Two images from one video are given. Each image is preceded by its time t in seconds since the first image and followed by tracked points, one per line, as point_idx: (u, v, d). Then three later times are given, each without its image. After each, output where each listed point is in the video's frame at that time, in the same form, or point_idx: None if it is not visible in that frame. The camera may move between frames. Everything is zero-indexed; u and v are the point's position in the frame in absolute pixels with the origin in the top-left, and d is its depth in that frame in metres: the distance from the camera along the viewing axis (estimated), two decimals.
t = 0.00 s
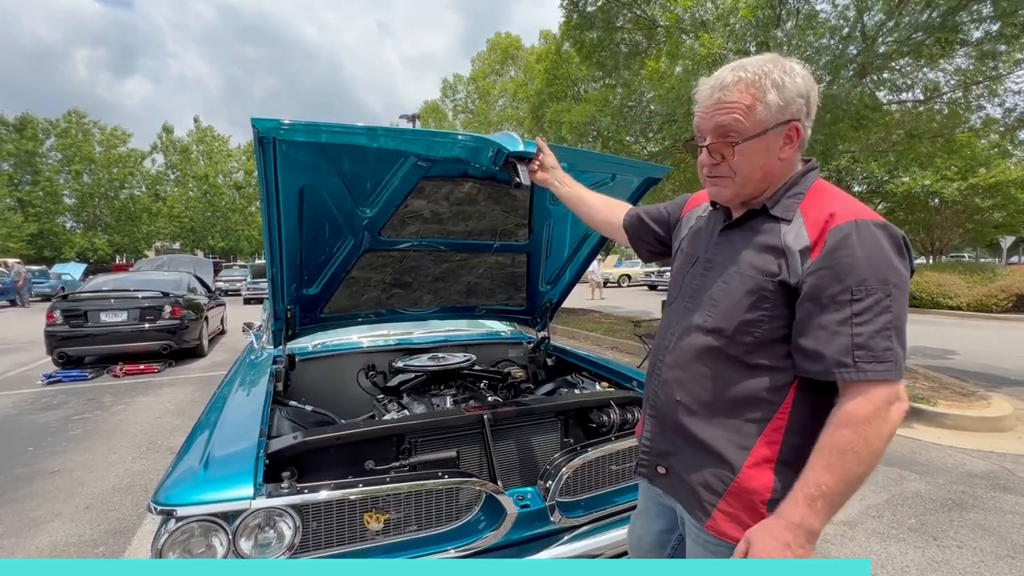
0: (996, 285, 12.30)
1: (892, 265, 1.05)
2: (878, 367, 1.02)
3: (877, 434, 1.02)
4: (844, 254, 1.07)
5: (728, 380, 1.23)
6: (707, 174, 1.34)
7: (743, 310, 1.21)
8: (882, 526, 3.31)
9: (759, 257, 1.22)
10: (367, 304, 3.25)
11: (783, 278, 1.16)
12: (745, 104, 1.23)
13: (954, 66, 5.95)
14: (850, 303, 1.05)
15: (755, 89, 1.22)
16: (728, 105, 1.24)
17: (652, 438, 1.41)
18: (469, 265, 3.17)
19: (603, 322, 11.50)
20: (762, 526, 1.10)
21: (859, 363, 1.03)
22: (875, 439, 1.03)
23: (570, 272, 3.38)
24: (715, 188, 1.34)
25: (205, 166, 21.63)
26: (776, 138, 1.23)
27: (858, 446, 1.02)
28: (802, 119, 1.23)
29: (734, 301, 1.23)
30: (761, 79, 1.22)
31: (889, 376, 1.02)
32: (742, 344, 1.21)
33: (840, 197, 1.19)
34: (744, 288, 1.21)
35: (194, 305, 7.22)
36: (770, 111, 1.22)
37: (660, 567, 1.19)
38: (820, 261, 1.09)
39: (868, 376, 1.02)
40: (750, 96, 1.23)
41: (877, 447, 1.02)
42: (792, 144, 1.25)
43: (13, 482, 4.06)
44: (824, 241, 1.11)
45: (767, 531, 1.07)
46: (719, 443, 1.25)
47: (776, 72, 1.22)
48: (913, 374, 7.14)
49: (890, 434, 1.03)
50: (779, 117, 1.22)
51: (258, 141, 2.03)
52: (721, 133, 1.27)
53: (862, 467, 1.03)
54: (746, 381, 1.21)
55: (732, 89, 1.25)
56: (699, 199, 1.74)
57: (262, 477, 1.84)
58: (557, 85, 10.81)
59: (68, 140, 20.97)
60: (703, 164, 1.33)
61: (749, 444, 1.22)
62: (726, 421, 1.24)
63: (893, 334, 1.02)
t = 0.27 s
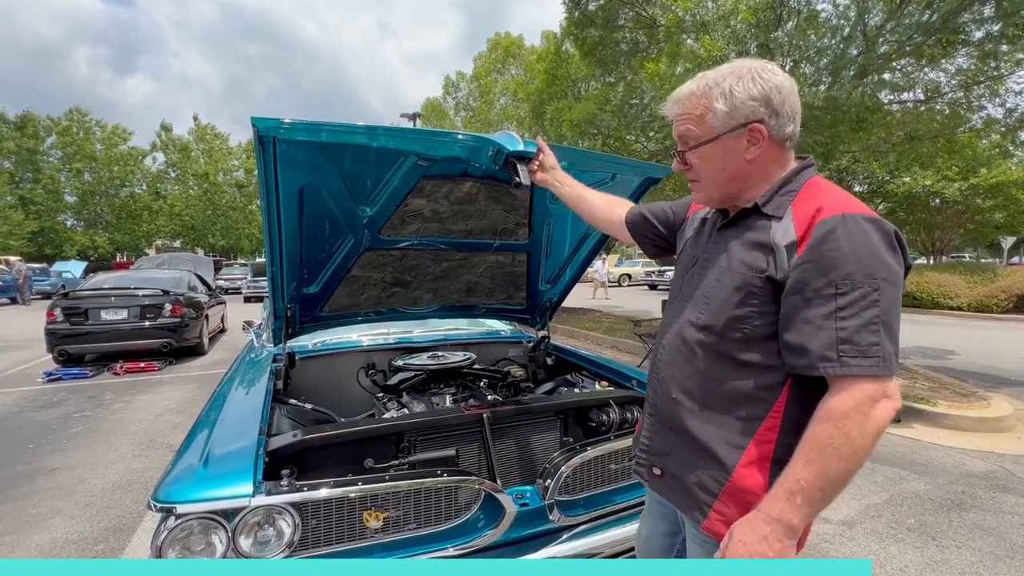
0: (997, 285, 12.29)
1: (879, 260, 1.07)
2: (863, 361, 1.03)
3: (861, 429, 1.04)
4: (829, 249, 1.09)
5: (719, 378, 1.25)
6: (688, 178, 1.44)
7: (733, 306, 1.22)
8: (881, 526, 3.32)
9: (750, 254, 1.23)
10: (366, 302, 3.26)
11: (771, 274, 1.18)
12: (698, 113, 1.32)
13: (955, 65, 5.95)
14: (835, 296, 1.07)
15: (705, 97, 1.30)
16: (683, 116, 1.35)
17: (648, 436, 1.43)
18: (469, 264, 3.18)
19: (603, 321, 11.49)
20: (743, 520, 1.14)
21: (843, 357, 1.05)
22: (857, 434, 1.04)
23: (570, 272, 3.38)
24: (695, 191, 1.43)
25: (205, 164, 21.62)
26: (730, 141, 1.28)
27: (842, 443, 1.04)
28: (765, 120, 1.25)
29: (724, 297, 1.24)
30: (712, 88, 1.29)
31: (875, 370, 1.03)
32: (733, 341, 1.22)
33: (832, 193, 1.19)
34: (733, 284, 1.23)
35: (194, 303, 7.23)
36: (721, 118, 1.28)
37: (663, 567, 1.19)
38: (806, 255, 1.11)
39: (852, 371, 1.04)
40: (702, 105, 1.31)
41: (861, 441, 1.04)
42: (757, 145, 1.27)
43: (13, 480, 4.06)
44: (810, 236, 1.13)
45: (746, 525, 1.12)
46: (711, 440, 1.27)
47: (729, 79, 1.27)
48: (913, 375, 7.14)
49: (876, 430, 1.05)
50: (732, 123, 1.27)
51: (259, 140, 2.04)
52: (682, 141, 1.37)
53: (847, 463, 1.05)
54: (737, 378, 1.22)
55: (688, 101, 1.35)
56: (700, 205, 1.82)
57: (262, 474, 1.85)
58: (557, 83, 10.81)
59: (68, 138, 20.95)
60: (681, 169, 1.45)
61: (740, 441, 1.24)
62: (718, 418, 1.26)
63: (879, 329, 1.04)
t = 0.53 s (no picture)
0: (999, 286, 12.28)
1: (866, 256, 1.06)
2: (848, 359, 1.03)
3: (848, 429, 1.04)
4: (814, 247, 1.09)
5: (711, 376, 1.26)
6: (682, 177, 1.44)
7: (722, 305, 1.23)
8: (881, 526, 3.32)
9: (740, 252, 1.24)
10: (367, 301, 3.26)
11: (758, 273, 1.18)
12: (688, 112, 1.33)
13: (957, 65, 5.95)
14: (821, 294, 1.07)
15: (696, 96, 1.31)
16: (675, 115, 1.36)
17: (649, 435, 1.45)
18: (469, 262, 3.18)
19: (604, 320, 11.49)
20: (737, 529, 1.14)
21: (829, 355, 1.05)
22: (844, 433, 1.04)
23: (572, 270, 3.38)
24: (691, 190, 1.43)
25: (207, 162, 21.63)
26: (721, 140, 1.28)
27: (830, 443, 1.04)
28: (755, 118, 1.25)
29: (714, 297, 1.25)
30: (702, 87, 1.30)
31: (862, 368, 1.03)
32: (723, 340, 1.23)
33: (823, 190, 1.19)
34: (722, 283, 1.24)
35: (195, 301, 7.24)
36: (711, 116, 1.29)
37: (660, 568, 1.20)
38: (791, 254, 1.11)
39: (839, 369, 1.04)
40: (693, 104, 1.32)
41: (849, 441, 1.04)
42: (748, 142, 1.27)
43: (14, 476, 4.07)
44: (796, 233, 1.13)
45: (739, 532, 1.12)
46: (705, 439, 1.28)
47: (718, 78, 1.27)
48: (914, 375, 7.13)
49: (864, 428, 1.04)
50: (723, 121, 1.27)
51: (259, 138, 2.04)
52: (675, 141, 1.38)
53: (836, 464, 1.05)
54: (728, 377, 1.23)
55: (680, 100, 1.36)
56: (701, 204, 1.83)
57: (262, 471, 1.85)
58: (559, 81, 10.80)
59: (70, 135, 20.95)
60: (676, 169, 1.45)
61: (733, 440, 1.24)
62: (712, 417, 1.28)
63: (866, 326, 1.04)
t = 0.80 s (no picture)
0: (1001, 286, 12.26)
1: (861, 257, 1.06)
2: (842, 359, 1.04)
3: (840, 428, 1.04)
4: (809, 247, 1.09)
5: (709, 377, 1.26)
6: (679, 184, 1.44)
7: (720, 306, 1.23)
8: (881, 526, 3.32)
9: (738, 252, 1.24)
10: (368, 299, 3.27)
11: (754, 273, 1.19)
12: (679, 120, 1.33)
13: (960, 66, 5.95)
14: (815, 295, 1.07)
15: (684, 104, 1.31)
16: (666, 124, 1.36)
17: (651, 433, 1.47)
18: (471, 260, 3.18)
19: (605, 319, 11.49)
20: (723, 514, 1.17)
21: (823, 356, 1.05)
22: (836, 433, 1.05)
23: (573, 269, 3.39)
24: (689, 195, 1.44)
25: (209, 160, 21.65)
26: (715, 145, 1.28)
27: (821, 441, 1.05)
28: (746, 120, 1.25)
29: (711, 297, 1.26)
30: (690, 94, 1.30)
31: (855, 368, 1.04)
32: (721, 340, 1.23)
33: (820, 190, 1.19)
34: (719, 283, 1.24)
35: (197, 299, 7.25)
36: (702, 122, 1.29)
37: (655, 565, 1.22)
38: (786, 254, 1.11)
39: (832, 369, 1.04)
40: (683, 112, 1.32)
41: (840, 440, 1.05)
42: (742, 144, 1.27)
43: (16, 473, 4.09)
44: (792, 234, 1.13)
45: (725, 518, 1.15)
46: (703, 439, 1.29)
47: (705, 84, 1.27)
48: (915, 375, 7.13)
49: (856, 428, 1.05)
50: (715, 125, 1.27)
51: (260, 135, 2.04)
52: (669, 149, 1.38)
53: (826, 461, 1.06)
54: (726, 377, 1.24)
55: (669, 108, 1.36)
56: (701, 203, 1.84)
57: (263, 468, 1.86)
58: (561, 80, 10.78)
59: (72, 133, 20.99)
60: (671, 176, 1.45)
61: (730, 439, 1.25)
62: (710, 416, 1.28)
63: (860, 327, 1.04)
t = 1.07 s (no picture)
0: (1002, 287, 12.25)
1: (855, 257, 1.06)
2: (836, 360, 1.04)
3: (835, 429, 1.04)
4: (802, 248, 1.09)
5: (706, 377, 1.27)
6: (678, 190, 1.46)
7: (716, 307, 1.24)
8: (881, 526, 3.33)
9: (734, 253, 1.24)
10: (370, 297, 3.27)
11: (749, 274, 1.19)
12: (667, 131, 1.36)
13: (964, 66, 5.95)
14: (809, 295, 1.07)
15: (670, 116, 1.33)
16: (656, 136, 1.39)
17: (652, 434, 1.47)
18: (472, 258, 3.19)
19: (606, 319, 11.50)
20: (729, 519, 1.18)
21: (818, 357, 1.06)
22: (832, 434, 1.05)
23: (574, 267, 3.39)
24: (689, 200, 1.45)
25: (210, 158, 21.68)
26: (702, 153, 1.30)
27: (817, 442, 1.05)
28: (731, 126, 1.25)
29: (708, 298, 1.26)
30: (674, 106, 1.32)
31: (851, 369, 1.04)
32: (718, 342, 1.24)
33: (813, 190, 1.19)
34: (716, 285, 1.25)
35: (198, 296, 7.27)
36: (688, 131, 1.30)
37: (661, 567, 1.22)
38: (779, 256, 1.12)
39: (827, 370, 1.05)
40: (669, 124, 1.35)
41: (836, 441, 1.05)
42: (730, 150, 1.28)
43: (18, 469, 4.10)
44: (785, 235, 1.13)
45: (730, 524, 1.16)
46: (702, 439, 1.30)
47: (686, 95, 1.29)
48: (916, 376, 7.12)
49: (852, 428, 1.05)
50: (701, 134, 1.29)
51: (263, 133, 2.05)
52: (662, 159, 1.41)
53: (823, 463, 1.06)
54: (722, 378, 1.24)
55: (658, 120, 1.39)
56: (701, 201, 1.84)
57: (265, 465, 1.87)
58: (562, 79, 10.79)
59: (74, 130, 21.01)
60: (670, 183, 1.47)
61: (728, 439, 1.26)
62: (708, 417, 1.29)
63: (855, 327, 1.04)
